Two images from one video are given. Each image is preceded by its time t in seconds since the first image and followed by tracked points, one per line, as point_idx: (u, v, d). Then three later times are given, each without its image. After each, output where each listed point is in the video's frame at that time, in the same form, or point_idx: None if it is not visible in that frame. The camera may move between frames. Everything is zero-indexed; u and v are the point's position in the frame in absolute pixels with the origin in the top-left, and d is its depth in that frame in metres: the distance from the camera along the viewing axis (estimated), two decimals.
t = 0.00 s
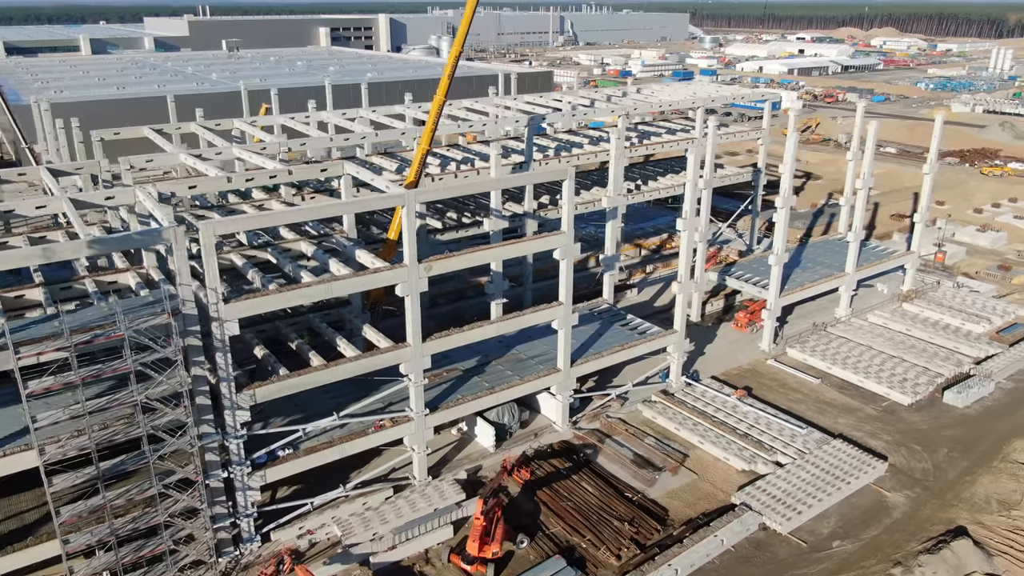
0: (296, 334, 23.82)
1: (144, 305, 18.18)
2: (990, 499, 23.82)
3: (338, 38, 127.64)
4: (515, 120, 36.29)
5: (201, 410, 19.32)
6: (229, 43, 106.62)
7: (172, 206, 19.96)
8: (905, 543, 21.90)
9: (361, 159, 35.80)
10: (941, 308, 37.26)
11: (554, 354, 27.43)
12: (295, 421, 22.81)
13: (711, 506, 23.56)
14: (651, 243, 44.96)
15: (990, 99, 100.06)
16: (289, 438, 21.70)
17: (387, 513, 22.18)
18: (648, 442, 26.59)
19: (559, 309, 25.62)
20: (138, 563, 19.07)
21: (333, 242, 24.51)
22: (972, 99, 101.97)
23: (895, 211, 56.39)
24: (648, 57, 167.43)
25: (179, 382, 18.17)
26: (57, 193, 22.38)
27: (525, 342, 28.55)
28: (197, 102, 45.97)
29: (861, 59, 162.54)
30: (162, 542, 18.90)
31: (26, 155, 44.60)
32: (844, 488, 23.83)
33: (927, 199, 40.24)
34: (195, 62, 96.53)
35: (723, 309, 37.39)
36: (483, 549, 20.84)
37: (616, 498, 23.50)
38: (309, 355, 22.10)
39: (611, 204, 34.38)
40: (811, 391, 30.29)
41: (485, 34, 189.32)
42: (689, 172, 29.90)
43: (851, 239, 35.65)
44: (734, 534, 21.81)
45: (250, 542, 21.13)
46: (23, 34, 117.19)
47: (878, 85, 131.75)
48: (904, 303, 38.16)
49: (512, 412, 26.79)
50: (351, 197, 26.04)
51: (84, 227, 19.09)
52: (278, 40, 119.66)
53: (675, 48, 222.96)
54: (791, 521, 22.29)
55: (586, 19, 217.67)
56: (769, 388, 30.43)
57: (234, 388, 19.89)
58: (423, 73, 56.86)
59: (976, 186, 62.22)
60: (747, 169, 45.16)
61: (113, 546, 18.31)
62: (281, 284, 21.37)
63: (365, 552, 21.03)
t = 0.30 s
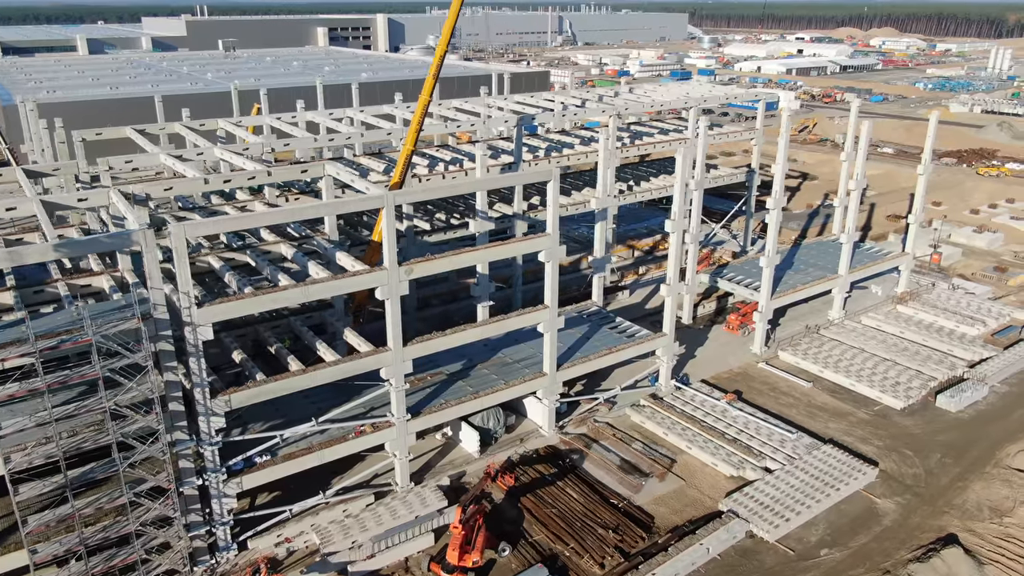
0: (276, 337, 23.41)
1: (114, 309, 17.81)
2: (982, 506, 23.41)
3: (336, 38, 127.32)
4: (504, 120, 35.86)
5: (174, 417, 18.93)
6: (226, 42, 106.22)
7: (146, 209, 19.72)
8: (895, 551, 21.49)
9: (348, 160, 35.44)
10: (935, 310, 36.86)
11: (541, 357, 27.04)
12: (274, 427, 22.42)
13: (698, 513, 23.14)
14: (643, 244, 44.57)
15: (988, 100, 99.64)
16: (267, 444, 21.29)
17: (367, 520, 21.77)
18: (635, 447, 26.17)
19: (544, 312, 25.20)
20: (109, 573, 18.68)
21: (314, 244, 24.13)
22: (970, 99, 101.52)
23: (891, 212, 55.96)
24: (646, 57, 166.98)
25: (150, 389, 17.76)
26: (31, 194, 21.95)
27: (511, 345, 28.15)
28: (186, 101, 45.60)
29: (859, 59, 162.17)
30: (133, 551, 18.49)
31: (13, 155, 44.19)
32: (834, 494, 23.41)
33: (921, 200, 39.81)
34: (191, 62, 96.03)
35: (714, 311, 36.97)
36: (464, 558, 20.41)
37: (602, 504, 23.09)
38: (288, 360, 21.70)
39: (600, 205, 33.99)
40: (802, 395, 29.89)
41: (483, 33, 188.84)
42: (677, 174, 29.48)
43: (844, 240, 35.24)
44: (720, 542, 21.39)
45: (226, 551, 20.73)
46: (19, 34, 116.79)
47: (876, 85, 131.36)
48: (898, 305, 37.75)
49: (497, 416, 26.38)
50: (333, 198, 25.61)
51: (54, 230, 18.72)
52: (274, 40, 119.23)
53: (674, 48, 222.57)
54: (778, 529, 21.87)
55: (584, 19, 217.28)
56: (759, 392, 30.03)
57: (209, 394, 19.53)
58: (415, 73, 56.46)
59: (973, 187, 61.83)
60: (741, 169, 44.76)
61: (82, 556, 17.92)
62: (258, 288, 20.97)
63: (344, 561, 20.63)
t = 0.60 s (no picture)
0: (255, 341, 22.99)
1: (82, 314, 17.38)
2: (974, 513, 23.00)
3: (334, 38, 126.71)
4: (492, 120, 35.37)
5: (146, 424, 18.54)
6: (223, 42, 105.66)
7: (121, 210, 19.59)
8: (884, 560, 21.08)
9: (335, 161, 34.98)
10: (929, 313, 36.44)
11: (526, 361, 26.63)
12: (251, 433, 22.01)
13: (684, 520, 22.73)
14: (635, 246, 44.15)
15: (987, 99, 99.15)
16: (243, 451, 20.89)
17: (345, 528, 21.37)
18: (622, 453, 25.77)
19: (529, 315, 24.77)
20: None
21: (294, 247, 23.70)
22: (969, 99, 101.02)
23: (887, 212, 55.53)
24: (645, 57, 166.39)
25: (119, 395, 17.33)
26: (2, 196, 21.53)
27: (497, 349, 27.74)
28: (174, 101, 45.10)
29: (858, 59, 161.64)
30: (103, 561, 18.10)
31: None
32: (823, 501, 22.99)
33: (915, 201, 39.35)
34: (186, 62, 95.21)
35: (706, 313, 36.56)
36: (443, 568, 20.00)
37: (586, 511, 22.68)
38: (265, 365, 21.28)
39: (588, 207, 33.97)
40: (792, 399, 29.49)
41: (482, 33, 188.14)
42: (666, 176, 29.03)
43: (837, 241, 34.81)
44: (705, 551, 20.98)
45: (201, 559, 20.33)
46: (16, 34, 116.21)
47: (875, 84, 130.89)
48: (892, 307, 37.32)
49: (482, 421, 25.96)
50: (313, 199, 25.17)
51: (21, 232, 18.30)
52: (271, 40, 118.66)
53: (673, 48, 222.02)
54: (765, 537, 21.45)
55: (583, 19, 216.77)
56: (749, 396, 29.63)
57: (182, 400, 19.13)
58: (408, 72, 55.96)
59: (970, 188, 61.39)
60: (734, 170, 44.34)
61: (50, 566, 17.53)
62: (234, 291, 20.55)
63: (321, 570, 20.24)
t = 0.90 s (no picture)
0: (232, 345, 22.57)
1: (49, 319, 16.97)
2: (965, 520, 22.59)
3: (331, 37, 126.12)
4: (481, 120, 34.94)
5: (116, 431, 18.12)
6: (218, 42, 105.10)
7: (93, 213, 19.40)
8: (872, 569, 20.66)
9: (321, 161, 34.56)
10: (924, 315, 36.02)
11: (511, 365, 26.22)
12: (228, 438, 21.60)
13: (670, 528, 22.32)
14: (628, 247, 43.72)
15: (985, 99, 98.73)
16: (219, 457, 20.47)
17: (324, 536, 20.95)
18: (608, 458, 25.34)
19: (513, 318, 24.34)
20: None
21: (272, 249, 23.28)
22: (966, 99, 100.47)
23: (882, 213, 55.07)
24: (643, 57, 165.84)
25: (86, 402, 16.92)
26: None
27: (481, 352, 27.33)
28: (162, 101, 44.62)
29: (856, 59, 161.18)
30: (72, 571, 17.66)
31: None
32: (811, 508, 22.57)
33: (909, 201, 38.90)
34: (181, 61, 94.46)
35: (697, 315, 36.15)
36: None
37: (570, 519, 22.26)
38: (241, 369, 20.86)
39: (576, 209, 33.63)
40: (783, 403, 29.07)
41: (480, 32, 187.54)
42: (654, 177, 28.59)
43: (829, 243, 34.39)
44: (690, 559, 20.57)
45: (175, 568, 19.92)
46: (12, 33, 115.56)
47: (873, 84, 130.46)
48: (886, 309, 36.88)
49: (466, 426, 25.52)
50: (293, 201, 24.75)
51: None
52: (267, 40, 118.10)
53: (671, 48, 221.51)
54: (751, 545, 21.04)
55: (581, 18, 216.26)
56: (739, 400, 29.22)
57: (154, 406, 18.71)
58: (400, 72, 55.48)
59: (966, 188, 60.98)
60: (727, 170, 43.91)
61: None
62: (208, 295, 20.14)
63: None
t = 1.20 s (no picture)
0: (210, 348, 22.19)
1: (14, 324, 16.60)
2: (955, 528, 22.18)
3: (329, 37, 125.74)
4: (468, 120, 34.50)
5: (84, 438, 17.71)
6: (216, 41, 104.59)
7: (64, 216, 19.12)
8: None
9: (307, 162, 34.18)
10: (917, 317, 35.61)
11: (496, 369, 25.81)
12: (204, 445, 21.20)
13: (655, 536, 21.91)
14: (620, 248, 43.30)
15: (983, 99, 98.30)
16: (193, 464, 20.07)
17: (301, 544, 20.55)
18: (594, 464, 24.93)
19: (496, 322, 23.93)
20: None
21: (251, 252, 22.93)
22: (964, 99, 99.97)
23: (878, 214, 54.63)
24: (641, 56, 165.37)
25: (52, 409, 16.53)
26: None
27: (466, 356, 26.94)
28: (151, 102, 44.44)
29: (855, 58, 160.73)
30: None
31: None
32: (799, 515, 22.16)
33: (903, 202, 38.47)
34: (176, 61, 93.79)
35: (688, 318, 35.75)
36: None
37: (553, 526, 21.84)
38: (217, 375, 20.45)
39: (564, 210, 33.41)
40: (773, 407, 28.66)
41: (479, 32, 186.93)
42: (640, 179, 28.17)
43: (822, 244, 33.96)
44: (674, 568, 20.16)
45: None
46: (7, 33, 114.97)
47: (872, 84, 130.06)
48: (879, 311, 36.47)
49: (449, 431, 25.13)
50: (272, 202, 24.33)
51: None
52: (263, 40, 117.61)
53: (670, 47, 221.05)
54: (737, 554, 20.63)
55: (580, 18, 215.81)
56: (729, 404, 28.81)
57: (125, 412, 18.32)
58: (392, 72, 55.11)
59: (963, 188, 60.56)
60: (720, 171, 43.53)
61: None
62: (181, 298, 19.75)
63: None
